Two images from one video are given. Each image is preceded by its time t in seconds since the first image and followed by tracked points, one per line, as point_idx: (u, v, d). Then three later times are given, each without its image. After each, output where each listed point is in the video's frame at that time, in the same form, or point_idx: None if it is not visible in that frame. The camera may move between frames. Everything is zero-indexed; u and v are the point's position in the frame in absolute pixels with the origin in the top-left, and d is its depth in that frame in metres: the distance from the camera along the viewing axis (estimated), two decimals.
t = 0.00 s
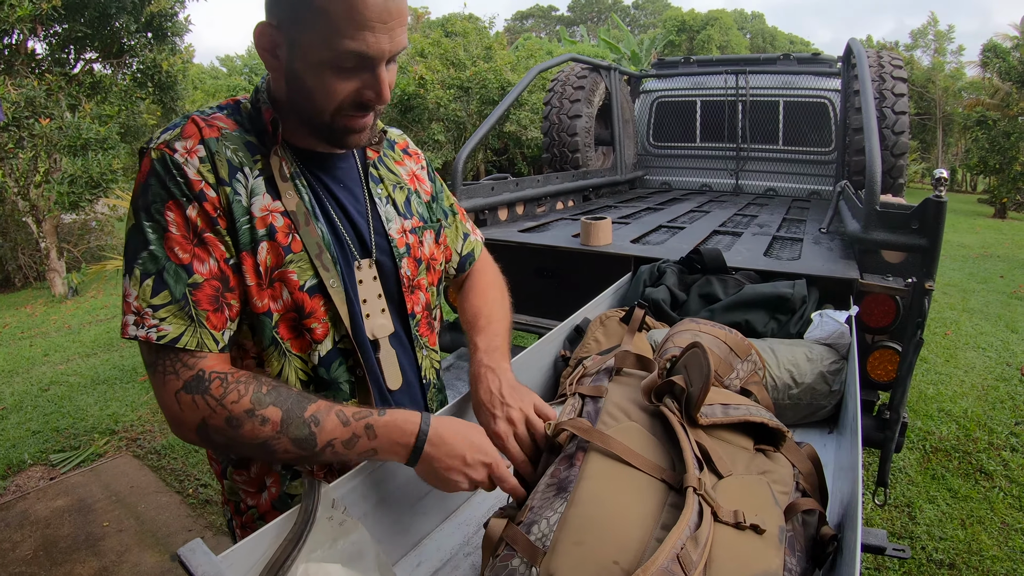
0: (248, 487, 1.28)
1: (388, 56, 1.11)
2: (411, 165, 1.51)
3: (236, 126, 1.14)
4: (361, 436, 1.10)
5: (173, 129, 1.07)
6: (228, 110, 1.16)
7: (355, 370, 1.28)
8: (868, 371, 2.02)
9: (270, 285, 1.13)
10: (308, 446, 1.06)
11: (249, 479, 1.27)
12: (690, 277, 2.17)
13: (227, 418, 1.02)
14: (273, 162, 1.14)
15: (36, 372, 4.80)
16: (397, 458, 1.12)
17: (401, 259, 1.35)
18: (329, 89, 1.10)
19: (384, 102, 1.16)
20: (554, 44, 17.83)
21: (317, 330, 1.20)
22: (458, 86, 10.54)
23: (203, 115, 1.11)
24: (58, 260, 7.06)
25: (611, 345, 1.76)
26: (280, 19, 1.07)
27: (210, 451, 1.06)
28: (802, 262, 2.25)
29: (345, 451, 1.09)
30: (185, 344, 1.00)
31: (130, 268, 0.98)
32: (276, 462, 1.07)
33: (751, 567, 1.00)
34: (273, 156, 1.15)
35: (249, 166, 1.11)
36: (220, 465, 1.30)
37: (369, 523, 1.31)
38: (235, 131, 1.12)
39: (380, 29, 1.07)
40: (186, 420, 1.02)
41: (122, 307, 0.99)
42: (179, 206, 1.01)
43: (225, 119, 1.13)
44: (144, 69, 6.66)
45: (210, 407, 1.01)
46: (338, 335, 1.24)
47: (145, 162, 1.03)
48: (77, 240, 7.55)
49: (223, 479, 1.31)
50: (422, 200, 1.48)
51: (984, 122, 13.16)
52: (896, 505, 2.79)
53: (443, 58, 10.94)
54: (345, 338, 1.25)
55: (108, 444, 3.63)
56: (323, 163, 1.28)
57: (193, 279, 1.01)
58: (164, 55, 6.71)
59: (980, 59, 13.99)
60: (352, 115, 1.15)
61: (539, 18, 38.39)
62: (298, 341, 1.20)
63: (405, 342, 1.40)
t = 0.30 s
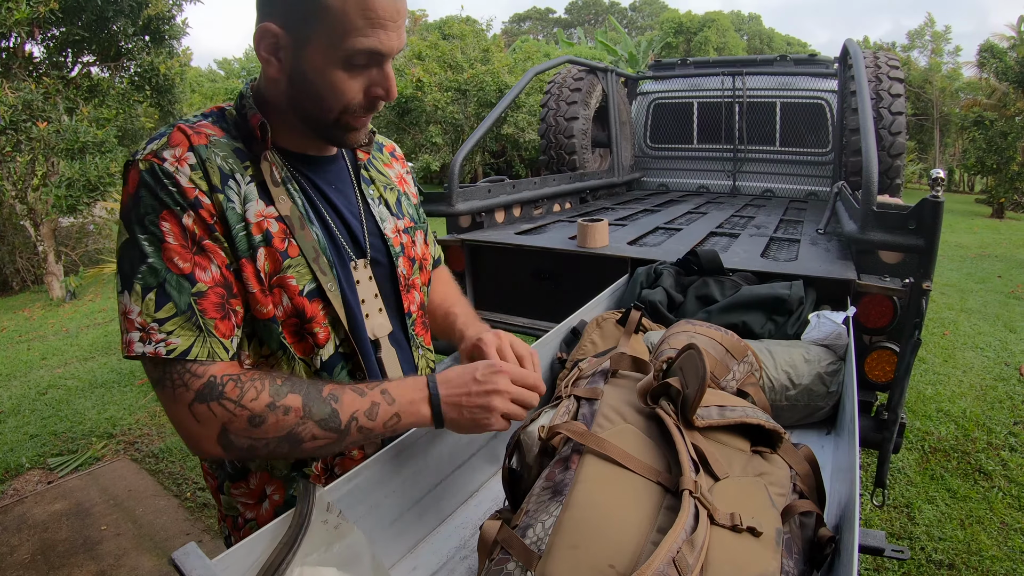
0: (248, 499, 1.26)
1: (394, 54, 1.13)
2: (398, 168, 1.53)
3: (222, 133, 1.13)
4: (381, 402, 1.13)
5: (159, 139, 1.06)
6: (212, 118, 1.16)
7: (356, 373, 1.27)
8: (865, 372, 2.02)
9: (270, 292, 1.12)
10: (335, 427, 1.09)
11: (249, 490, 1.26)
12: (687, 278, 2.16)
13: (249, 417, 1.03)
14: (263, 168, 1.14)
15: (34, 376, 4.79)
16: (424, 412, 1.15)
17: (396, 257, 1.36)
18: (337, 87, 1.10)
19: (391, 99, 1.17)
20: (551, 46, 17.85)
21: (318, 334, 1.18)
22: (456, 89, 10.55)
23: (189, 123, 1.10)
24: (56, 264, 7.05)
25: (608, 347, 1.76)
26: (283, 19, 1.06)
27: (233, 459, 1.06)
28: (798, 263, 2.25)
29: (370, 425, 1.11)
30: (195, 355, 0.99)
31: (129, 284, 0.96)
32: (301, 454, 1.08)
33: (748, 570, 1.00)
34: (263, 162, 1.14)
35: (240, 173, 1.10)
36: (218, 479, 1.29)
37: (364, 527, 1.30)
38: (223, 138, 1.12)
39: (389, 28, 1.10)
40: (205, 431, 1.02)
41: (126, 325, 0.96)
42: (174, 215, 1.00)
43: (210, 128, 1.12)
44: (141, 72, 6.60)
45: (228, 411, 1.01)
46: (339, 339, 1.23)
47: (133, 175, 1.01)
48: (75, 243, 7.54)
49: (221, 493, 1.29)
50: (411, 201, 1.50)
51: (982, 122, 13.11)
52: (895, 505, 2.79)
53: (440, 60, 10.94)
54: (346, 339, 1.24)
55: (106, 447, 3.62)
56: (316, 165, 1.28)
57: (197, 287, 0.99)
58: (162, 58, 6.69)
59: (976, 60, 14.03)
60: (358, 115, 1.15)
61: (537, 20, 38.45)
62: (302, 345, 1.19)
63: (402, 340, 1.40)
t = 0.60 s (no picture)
0: (263, 502, 1.25)
1: (332, 25, 1.10)
2: (385, 169, 1.52)
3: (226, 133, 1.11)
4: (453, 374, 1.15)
5: (171, 136, 1.03)
6: (211, 119, 1.13)
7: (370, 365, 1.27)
8: (863, 372, 2.02)
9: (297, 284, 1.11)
10: (423, 397, 1.09)
11: (265, 492, 1.24)
12: (684, 279, 2.16)
13: (343, 391, 1.02)
14: (276, 165, 1.14)
15: (31, 378, 4.77)
16: (494, 381, 1.20)
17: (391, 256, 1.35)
18: (275, 63, 1.09)
19: (333, 74, 1.13)
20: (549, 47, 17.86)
21: (338, 325, 1.19)
22: (453, 90, 10.55)
23: (196, 121, 1.08)
24: (53, 265, 7.04)
25: (605, 348, 1.76)
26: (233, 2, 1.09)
27: (318, 445, 1.01)
28: (796, 263, 2.25)
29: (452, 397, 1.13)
30: (279, 329, 0.98)
31: (184, 273, 0.92)
32: (392, 430, 1.07)
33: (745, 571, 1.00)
34: (274, 160, 1.14)
35: (258, 166, 1.10)
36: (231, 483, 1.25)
37: (358, 529, 1.29)
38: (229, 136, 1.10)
39: None
40: (300, 413, 0.98)
41: (190, 317, 0.91)
42: (217, 201, 0.98)
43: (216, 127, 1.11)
44: (139, 74, 6.63)
45: (322, 386, 1.00)
46: (355, 329, 1.24)
47: (152, 170, 0.97)
48: (72, 245, 7.53)
49: (235, 497, 1.27)
50: (400, 200, 1.49)
51: (979, 122, 13.12)
52: (893, 505, 2.79)
53: (438, 61, 10.92)
54: (362, 331, 1.25)
55: (103, 449, 3.61)
56: (307, 163, 1.26)
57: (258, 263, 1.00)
58: (159, 60, 6.67)
59: (973, 60, 14.06)
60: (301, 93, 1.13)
61: (535, 21, 38.48)
62: (321, 338, 1.17)
63: (401, 337, 1.40)
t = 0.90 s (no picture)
0: (233, 508, 1.25)
1: (372, 47, 1.11)
2: (389, 172, 1.51)
3: (221, 134, 1.12)
4: (339, 446, 1.07)
5: (156, 138, 1.05)
6: (210, 117, 1.14)
7: (351, 381, 1.25)
8: (862, 372, 2.01)
9: (264, 299, 1.11)
10: (287, 461, 1.03)
11: (234, 499, 1.25)
12: (683, 280, 2.16)
13: (204, 435, 1.00)
14: (261, 172, 1.13)
15: (28, 379, 4.76)
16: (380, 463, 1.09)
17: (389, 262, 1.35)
18: (311, 81, 1.09)
19: (368, 94, 1.15)
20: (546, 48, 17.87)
21: (312, 341, 1.18)
22: (450, 91, 10.55)
23: (187, 123, 1.10)
24: (51, 267, 7.03)
25: (602, 350, 1.76)
26: (263, 12, 1.06)
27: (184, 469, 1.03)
28: (794, 264, 2.25)
29: (323, 466, 1.05)
30: (163, 367, 0.98)
31: (110, 287, 0.96)
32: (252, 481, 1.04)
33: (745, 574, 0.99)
34: (261, 167, 1.13)
35: (238, 176, 1.09)
36: (203, 488, 1.28)
37: (358, 531, 1.29)
38: (221, 140, 1.11)
39: (361, 18, 1.06)
40: (163, 440, 1.00)
41: (104, 327, 0.97)
42: (160, 221, 0.98)
43: (209, 128, 1.11)
44: (136, 75, 6.59)
45: (187, 425, 0.99)
46: (333, 345, 1.22)
47: (127, 174, 1.00)
48: (70, 246, 7.51)
49: (206, 502, 1.28)
50: (402, 205, 1.49)
51: (976, 122, 13.17)
52: (891, 506, 2.78)
53: (435, 63, 10.91)
54: (340, 347, 1.23)
55: (100, 451, 3.59)
56: (308, 168, 1.26)
57: (172, 300, 0.98)
58: (157, 60, 6.65)
59: (970, 61, 14.10)
60: (332, 110, 1.13)
61: (532, 22, 38.51)
62: (294, 354, 1.17)
63: (395, 344, 1.39)
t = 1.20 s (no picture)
0: (232, 506, 1.24)
1: (370, 57, 1.10)
2: (390, 172, 1.50)
3: (218, 135, 1.12)
4: (328, 448, 1.05)
5: (153, 139, 1.04)
6: (208, 119, 1.14)
7: (347, 381, 1.25)
8: (861, 372, 2.01)
9: (259, 298, 1.11)
10: (273, 463, 1.01)
11: (233, 497, 1.24)
12: (682, 281, 2.16)
13: (192, 433, 0.98)
14: (257, 173, 1.13)
15: (26, 381, 4.74)
16: (372, 467, 1.07)
17: (387, 264, 1.34)
18: (310, 91, 1.08)
19: (366, 104, 1.14)
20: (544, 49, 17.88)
21: (307, 342, 1.17)
22: (448, 92, 10.56)
23: (184, 124, 1.09)
24: (48, 268, 7.01)
25: (602, 350, 1.75)
26: (261, 21, 1.06)
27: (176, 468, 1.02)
28: (793, 264, 2.25)
29: (312, 466, 1.03)
30: (156, 364, 0.97)
31: (104, 285, 0.95)
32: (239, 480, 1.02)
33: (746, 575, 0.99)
34: (257, 167, 1.13)
35: (233, 177, 1.09)
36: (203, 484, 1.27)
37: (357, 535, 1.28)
38: (218, 140, 1.11)
39: (360, 31, 1.06)
40: (152, 437, 0.99)
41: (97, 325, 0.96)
42: (155, 220, 0.98)
43: (206, 129, 1.11)
44: (134, 75, 6.58)
45: (175, 422, 0.98)
46: (328, 345, 1.21)
47: (123, 174, 1.00)
48: (67, 247, 7.49)
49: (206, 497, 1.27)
50: (403, 207, 1.48)
51: (973, 123, 13.05)
52: (890, 506, 2.78)
53: (433, 64, 10.90)
54: (336, 347, 1.22)
55: (97, 453, 3.58)
56: (307, 169, 1.25)
57: (165, 297, 0.97)
58: (154, 61, 6.63)
59: (967, 61, 14.13)
60: (333, 118, 1.13)
61: (530, 23, 38.53)
62: (290, 355, 1.16)
63: (394, 347, 1.38)
